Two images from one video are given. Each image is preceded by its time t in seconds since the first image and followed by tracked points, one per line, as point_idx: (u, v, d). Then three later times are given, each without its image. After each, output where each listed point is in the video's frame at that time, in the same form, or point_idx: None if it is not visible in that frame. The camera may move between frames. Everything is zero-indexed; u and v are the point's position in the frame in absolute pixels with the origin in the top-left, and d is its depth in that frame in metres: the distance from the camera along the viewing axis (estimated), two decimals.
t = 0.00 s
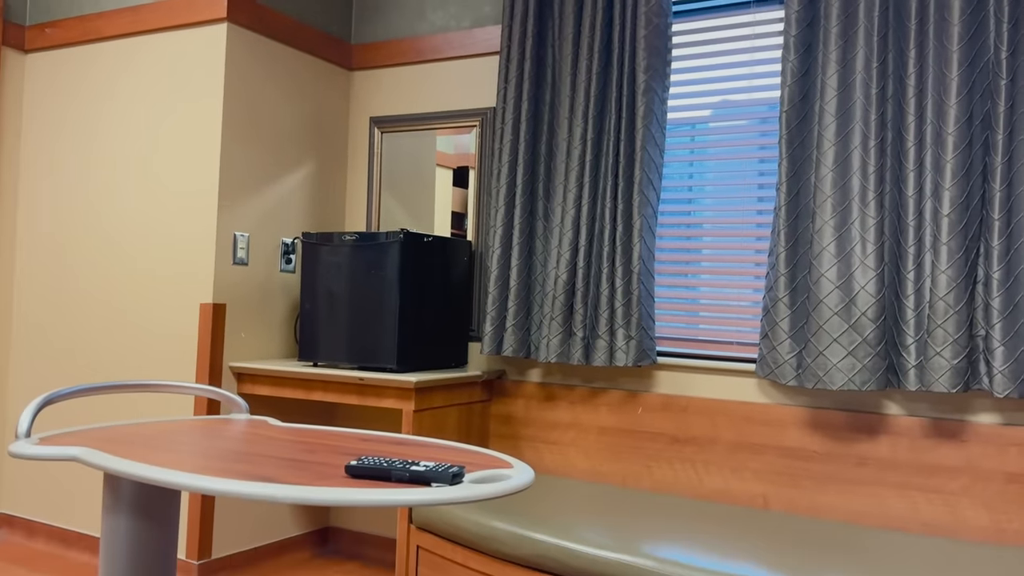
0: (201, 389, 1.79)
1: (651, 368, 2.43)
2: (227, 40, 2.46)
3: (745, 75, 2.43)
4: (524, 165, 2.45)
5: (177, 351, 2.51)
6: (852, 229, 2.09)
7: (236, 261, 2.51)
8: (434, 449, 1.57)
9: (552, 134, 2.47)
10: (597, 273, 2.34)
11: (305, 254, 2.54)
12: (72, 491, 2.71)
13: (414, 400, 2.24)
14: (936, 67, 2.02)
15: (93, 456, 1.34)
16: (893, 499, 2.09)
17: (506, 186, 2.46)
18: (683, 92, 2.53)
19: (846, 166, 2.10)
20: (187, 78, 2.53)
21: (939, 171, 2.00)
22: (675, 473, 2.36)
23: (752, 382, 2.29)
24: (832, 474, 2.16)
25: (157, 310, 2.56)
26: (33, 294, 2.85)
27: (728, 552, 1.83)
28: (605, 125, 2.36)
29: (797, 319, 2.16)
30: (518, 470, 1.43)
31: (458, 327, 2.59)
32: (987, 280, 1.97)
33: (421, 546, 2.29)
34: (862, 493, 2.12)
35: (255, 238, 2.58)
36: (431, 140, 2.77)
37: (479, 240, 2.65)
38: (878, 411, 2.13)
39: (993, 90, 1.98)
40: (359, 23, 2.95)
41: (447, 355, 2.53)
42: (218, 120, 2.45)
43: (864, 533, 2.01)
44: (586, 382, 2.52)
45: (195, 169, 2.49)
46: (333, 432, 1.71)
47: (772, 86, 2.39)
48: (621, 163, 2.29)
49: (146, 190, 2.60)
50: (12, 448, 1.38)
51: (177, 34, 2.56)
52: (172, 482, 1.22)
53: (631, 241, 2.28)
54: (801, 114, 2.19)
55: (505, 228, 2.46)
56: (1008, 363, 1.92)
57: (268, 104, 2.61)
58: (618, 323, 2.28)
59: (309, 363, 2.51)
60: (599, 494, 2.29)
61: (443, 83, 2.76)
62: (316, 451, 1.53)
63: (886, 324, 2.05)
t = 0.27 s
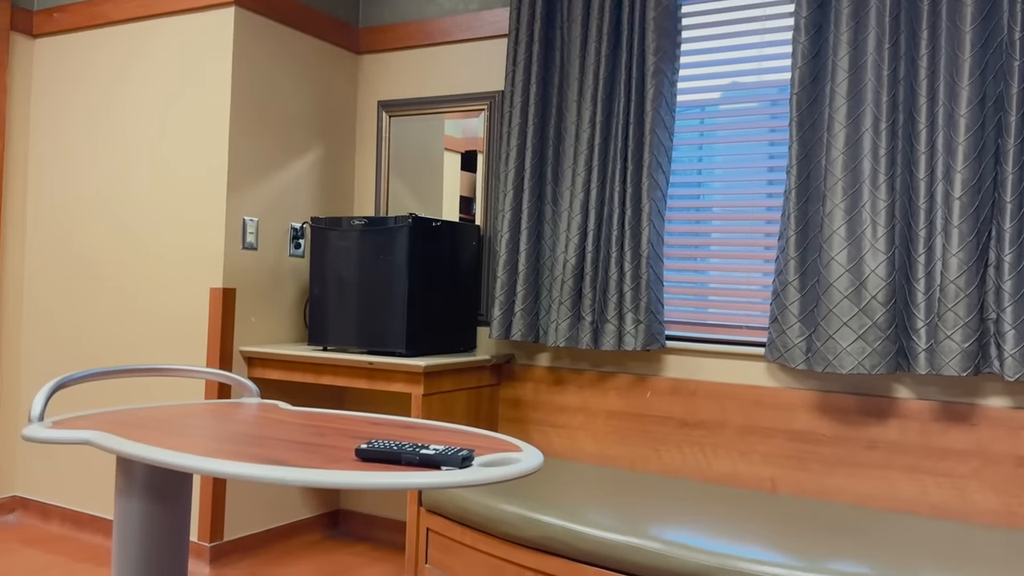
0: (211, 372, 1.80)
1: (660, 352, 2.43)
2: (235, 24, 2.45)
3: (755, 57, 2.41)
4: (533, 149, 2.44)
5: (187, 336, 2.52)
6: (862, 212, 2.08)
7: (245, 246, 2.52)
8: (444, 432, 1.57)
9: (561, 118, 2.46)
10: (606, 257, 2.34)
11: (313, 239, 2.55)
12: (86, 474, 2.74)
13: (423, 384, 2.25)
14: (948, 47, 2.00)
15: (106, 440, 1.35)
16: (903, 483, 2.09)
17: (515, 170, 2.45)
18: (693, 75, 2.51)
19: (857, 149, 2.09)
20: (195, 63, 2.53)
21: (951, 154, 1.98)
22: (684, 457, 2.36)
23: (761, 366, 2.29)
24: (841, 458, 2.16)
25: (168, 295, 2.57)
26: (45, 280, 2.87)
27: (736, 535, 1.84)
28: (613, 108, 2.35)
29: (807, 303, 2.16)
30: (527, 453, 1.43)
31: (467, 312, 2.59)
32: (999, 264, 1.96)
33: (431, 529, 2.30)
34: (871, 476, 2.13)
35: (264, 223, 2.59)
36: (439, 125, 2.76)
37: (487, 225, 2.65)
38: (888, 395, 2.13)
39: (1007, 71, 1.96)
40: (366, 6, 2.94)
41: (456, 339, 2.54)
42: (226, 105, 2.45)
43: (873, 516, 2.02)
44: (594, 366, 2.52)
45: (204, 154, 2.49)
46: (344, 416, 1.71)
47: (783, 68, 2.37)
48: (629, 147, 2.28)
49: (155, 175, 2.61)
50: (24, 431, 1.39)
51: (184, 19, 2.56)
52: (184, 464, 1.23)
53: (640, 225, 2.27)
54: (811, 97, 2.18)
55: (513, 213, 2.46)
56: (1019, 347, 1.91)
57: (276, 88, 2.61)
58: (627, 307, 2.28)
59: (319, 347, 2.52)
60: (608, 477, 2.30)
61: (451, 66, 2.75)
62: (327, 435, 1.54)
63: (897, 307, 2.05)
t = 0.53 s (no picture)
0: (222, 356, 1.80)
1: (668, 337, 2.43)
2: (242, 9, 2.45)
3: (765, 39, 2.39)
4: (541, 134, 2.43)
5: (197, 322, 2.53)
6: (872, 196, 2.06)
7: (254, 232, 2.52)
8: (454, 416, 1.58)
9: (569, 102, 2.45)
10: (614, 242, 2.33)
11: (322, 224, 2.56)
12: (98, 458, 2.76)
13: (432, 368, 2.26)
14: (961, 29, 1.98)
15: (117, 424, 1.36)
16: (912, 467, 2.09)
17: (523, 155, 2.45)
18: (702, 58, 2.50)
19: (867, 133, 2.07)
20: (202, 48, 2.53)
21: (962, 137, 1.97)
22: (692, 441, 2.37)
23: (770, 351, 2.29)
24: (849, 442, 2.17)
25: (176, 281, 2.58)
26: (55, 266, 2.88)
27: (745, 519, 1.84)
28: (622, 92, 2.33)
29: (816, 288, 2.15)
30: (536, 437, 1.43)
31: (475, 297, 2.59)
32: (1010, 248, 1.95)
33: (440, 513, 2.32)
34: (880, 460, 2.13)
35: (273, 208, 2.59)
36: (446, 109, 2.75)
37: (496, 210, 2.64)
38: (897, 379, 2.13)
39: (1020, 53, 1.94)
40: None
41: (465, 325, 2.54)
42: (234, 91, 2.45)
43: (882, 500, 2.02)
44: (603, 351, 2.52)
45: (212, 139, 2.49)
46: (353, 400, 1.72)
47: (793, 51, 2.35)
48: (638, 131, 2.27)
49: (163, 162, 2.61)
50: (36, 415, 1.40)
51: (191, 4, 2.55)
52: (196, 449, 1.24)
53: (648, 210, 2.27)
54: (822, 80, 2.16)
55: (521, 198, 2.45)
56: None
57: (283, 73, 2.60)
58: (635, 292, 2.27)
59: (328, 333, 2.53)
60: (616, 461, 2.31)
61: (459, 51, 2.74)
62: (337, 419, 1.55)
63: (907, 292, 2.04)
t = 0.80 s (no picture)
0: (232, 343, 1.80)
1: (675, 323, 2.42)
2: None
3: (775, 22, 2.37)
4: (548, 119, 2.42)
5: (205, 309, 2.54)
6: (882, 180, 2.05)
7: (262, 218, 2.52)
8: (462, 402, 1.58)
9: (577, 87, 2.43)
10: (622, 228, 2.32)
11: (329, 210, 2.56)
12: (109, 444, 2.79)
13: (439, 355, 2.26)
14: (973, 11, 1.95)
15: (128, 410, 1.37)
16: (920, 453, 2.09)
17: (530, 140, 2.44)
18: (711, 43, 2.48)
19: (878, 117, 2.06)
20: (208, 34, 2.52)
21: (973, 121, 1.95)
22: (700, 427, 2.37)
23: (778, 337, 2.29)
24: (857, 428, 2.16)
25: (185, 268, 2.58)
26: (64, 252, 2.89)
27: (752, 505, 1.85)
28: (630, 77, 2.32)
29: (825, 274, 2.14)
30: (544, 423, 1.43)
31: (482, 283, 2.59)
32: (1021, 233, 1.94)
33: (448, 498, 2.33)
34: (887, 446, 2.12)
35: (280, 195, 2.59)
36: (453, 95, 2.74)
37: (503, 196, 2.64)
38: (906, 365, 2.12)
39: None
40: None
41: (472, 311, 2.54)
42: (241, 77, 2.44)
43: (889, 486, 2.02)
44: (610, 337, 2.52)
45: (219, 126, 2.49)
46: (362, 386, 1.73)
47: (802, 34, 2.33)
48: (646, 115, 2.26)
49: (170, 148, 2.61)
50: (47, 401, 1.40)
51: None
52: (207, 434, 1.25)
53: (657, 196, 2.26)
54: (831, 63, 2.15)
55: (529, 183, 2.44)
56: None
57: (290, 59, 2.59)
58: (643, 278, 2.27)
59: (336, 319, 2.54)
60: (624, 447, 2.31)
61: (465, 35, 2.73)
62: (346, 405, 1.55)
63: (916, 277, 2.03)
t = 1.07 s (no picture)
0: (242, 329, 1.79)
1: (683, 310, 2.42)
2: None
3: (784, 6, 2.35)
4: (555, 105, 2.41)
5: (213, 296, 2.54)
6: (891, 166, 2.04)
7: (269, 205, 2.52)
8: (470, 388, 1.59)
9: (584, 72, 2.42)
10: (629, 214, 2.31)
11: (336, 196, 2.56)
12: (119, 430, 2.81)
13: (447, 341, 2.26)
14: None
15: (139, 396, 1.37)
16: (927, 439, 2.09)
17: (538, 126, 2.43)
18: (719, 27, 2.46)
19: (887, 102, 2.04)
20: (214, 20, 2.51)
21: (984, 106, 1.94)
22: (707, 413, 2.37)
23: (786, 323, 2.28)
24: (865, 414, 2.16)
25: (192, 255, 2.59)
26: (72, 239, 2.91)
27: (759, 490, 1.85)
28: (638, 62, 2.31)
29: (833, 260, 2.13)
30: (552, 409, 1.43)
31: (489, 270, 2.59)
32: None
33: (456, 483, 2.34)
34: (895, 432, 2.12)
35: (287, 182, 2.59)
36: (460, 81, 2.74)
37: (510, 182, 2.63)
38: (914, 351, 2.12)
39: None
40: None
41: (479, 298, 2.54)
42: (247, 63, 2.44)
43: (897, 472, 2.02)
44: (617, 324, 2.52)
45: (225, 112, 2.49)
46: (371, 372, 1.73)
47: (811, 18, 2.31)
48: (654, 101, 2.25)
49: (177, 135, 2.61)
50: (58, 387, 1.40)
51: None
52: (217, 419, 1.25)
53: (664, 182, 2.25)
54: (841, 48, 2.13)
55: (536, 170, 2.44)
56: None
57: (296, 46, 2.59)
58: (650, 265, 2.26)
59: (344, 306, 2.55)
60: (631, 433, 2.32)
61: (472, 21, 2.71)
62: (355, 391, 1.56)
63: (925, 263, 2.02)
